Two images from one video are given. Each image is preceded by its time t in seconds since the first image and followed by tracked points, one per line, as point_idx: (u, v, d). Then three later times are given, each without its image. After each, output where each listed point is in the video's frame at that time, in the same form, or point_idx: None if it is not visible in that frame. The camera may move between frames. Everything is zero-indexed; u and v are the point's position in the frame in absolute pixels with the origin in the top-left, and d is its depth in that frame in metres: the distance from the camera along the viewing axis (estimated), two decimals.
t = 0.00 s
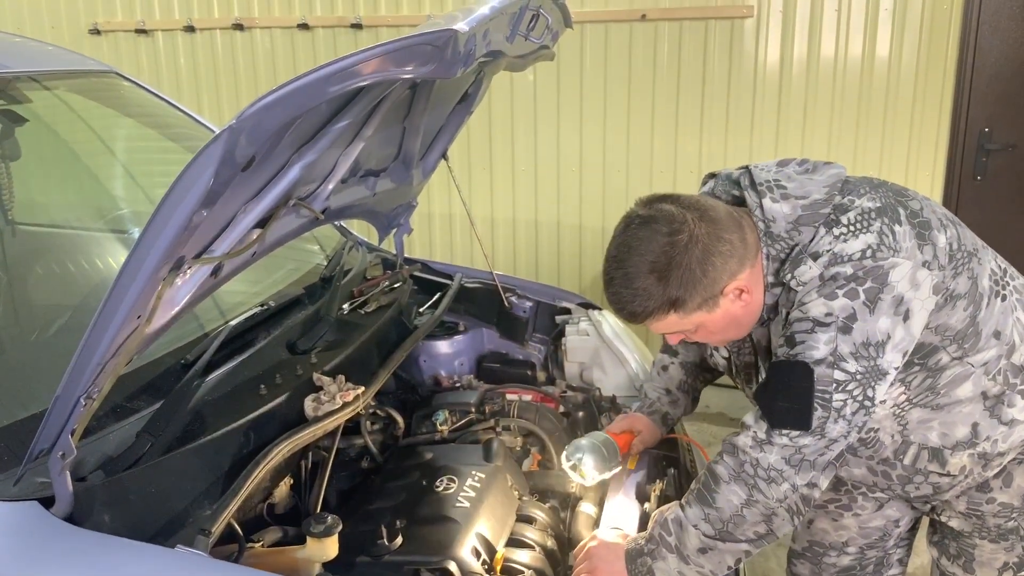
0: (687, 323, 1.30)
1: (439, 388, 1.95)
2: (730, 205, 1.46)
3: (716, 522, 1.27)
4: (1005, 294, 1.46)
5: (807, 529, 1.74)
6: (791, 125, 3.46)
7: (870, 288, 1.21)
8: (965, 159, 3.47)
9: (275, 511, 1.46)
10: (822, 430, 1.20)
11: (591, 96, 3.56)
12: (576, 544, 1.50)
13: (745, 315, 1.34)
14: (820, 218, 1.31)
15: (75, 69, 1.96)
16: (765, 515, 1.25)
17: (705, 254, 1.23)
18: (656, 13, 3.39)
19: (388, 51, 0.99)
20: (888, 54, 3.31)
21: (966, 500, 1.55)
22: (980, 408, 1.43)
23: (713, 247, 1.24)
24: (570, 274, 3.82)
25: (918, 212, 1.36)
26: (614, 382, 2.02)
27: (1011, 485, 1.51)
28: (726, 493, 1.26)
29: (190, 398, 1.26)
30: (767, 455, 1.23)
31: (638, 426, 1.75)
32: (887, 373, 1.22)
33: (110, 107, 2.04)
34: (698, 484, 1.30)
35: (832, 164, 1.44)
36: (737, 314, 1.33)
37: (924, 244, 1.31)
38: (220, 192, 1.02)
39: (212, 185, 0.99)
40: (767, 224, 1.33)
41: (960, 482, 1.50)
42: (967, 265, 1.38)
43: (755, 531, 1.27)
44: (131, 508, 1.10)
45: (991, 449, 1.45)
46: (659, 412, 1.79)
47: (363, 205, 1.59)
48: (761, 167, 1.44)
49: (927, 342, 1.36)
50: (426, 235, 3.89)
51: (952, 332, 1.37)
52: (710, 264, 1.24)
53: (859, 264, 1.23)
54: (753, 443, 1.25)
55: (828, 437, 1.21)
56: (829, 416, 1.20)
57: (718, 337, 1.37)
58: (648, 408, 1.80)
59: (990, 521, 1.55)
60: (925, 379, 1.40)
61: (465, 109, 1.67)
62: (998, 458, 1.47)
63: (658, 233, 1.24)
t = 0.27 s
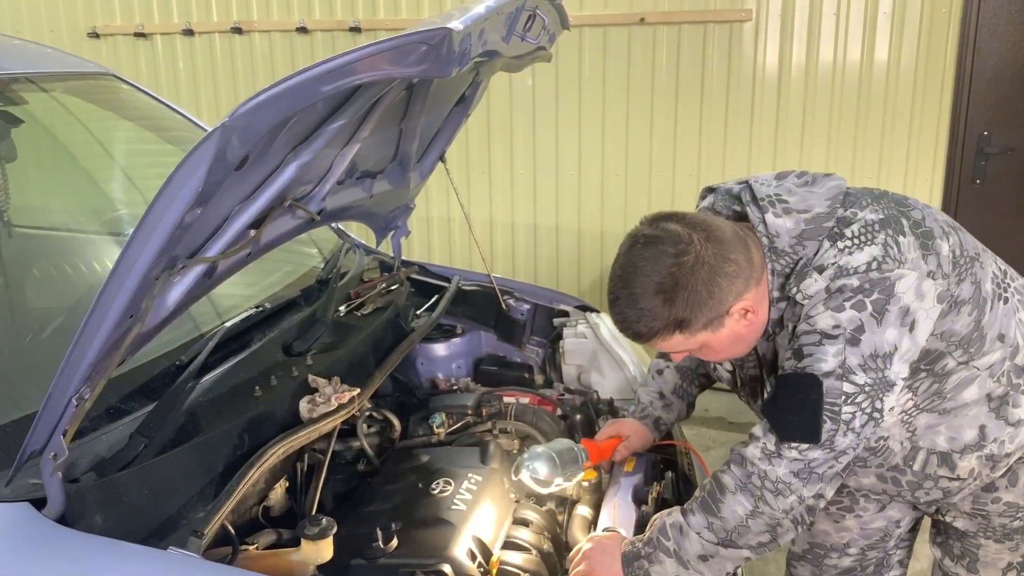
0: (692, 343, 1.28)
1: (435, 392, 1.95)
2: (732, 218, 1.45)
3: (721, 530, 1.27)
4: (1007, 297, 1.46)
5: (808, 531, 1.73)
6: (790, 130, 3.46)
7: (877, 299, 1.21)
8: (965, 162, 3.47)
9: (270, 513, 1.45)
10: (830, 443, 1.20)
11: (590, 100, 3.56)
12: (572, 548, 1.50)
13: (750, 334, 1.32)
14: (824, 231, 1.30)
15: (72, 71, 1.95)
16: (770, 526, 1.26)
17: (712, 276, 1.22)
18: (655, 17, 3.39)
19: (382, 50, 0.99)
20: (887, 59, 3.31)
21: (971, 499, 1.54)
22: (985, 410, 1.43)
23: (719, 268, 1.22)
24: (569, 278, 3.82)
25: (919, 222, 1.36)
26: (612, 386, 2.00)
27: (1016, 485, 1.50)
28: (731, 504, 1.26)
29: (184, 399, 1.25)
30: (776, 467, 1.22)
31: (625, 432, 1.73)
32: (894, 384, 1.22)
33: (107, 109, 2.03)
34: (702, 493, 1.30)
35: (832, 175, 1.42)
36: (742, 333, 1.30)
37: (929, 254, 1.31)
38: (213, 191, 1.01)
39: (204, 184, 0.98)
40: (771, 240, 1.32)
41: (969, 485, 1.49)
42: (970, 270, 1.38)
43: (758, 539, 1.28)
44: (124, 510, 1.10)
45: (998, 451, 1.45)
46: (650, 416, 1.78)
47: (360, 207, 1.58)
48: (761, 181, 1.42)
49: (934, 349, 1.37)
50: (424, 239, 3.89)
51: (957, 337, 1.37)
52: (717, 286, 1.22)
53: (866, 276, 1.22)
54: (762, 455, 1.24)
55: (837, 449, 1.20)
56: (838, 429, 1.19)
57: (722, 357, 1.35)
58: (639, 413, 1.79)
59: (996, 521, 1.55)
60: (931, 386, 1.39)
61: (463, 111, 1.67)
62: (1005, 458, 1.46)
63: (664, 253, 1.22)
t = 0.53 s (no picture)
0: (699, 378, 1.26)
1: (434, 391, 1.93)
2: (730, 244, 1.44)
3: (727, 547, 1.28)
4: (1003, 306, 1.46)
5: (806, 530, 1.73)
6: (791, 132, 3.45)
7: (885, 319, 1.20)
8: (965, 163, 3.45)
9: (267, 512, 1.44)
10: (844, 466, 1.20)
11: (590, 101, 3.56)
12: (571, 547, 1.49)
13: (755, 365, 1.31)
14: (826, 254, 1.29)
15: (72, 70, 1.95)
16: (778, 545, 1.27)
17: (721, 315, 1.20)
18: (655, 17, 3.38)
19: (379, 47, 0.98)
20: (887, 60, 3.31)
21: (977, 494, 1.54)
22: (986, 411, 1.43)
23: (728, 306, 1.21)
24: (569, 279, 3.81)
25: (921, 239, 1.34)
26: (611, 386, 2.01)
27: (1019, 481, 1.50)
28: (740, 523, 1.27)
29: (180, 398, 1.25)
30: (790, 493, 1.23)
31: (633, 433, 1.71)
32: (904, 403, 1.21)
33: (107, 108, 2.03)
34: (710, 507, 1.31)
35: (826, 194, 1.42)
36: (748, 365, 1.29)
37: (933, 271, 1.29)
38: (208, 187, 1.01)
39: (199, 180, 0.98)
40: (774, 266, 1.31)
41: (973, 485, 1.49)
42: (969, 284, 1.36)
43: (764, 557, 1.30)
44: (119, 509, 1.09)
45: (1001, 451, 1.45)
46: (654, 419, 1.76)
47: (359, 206, 1.57)
48: (755, 206, 1.41)
49: (936, 364, 1.37)
50: (423, 239, 3.88)
51: (957, 351, 1.37)
52: (726, 325, 1.21)
53: (872, 295, 1.22)
54: (777, 479, 1.24)
55: (851, 472, 1.20)
56: (852, 452, 1.19)
57: (727, 388, 1.34)
58: (643, 415, 1.77)
59: (999, 518, 1.56)
60: (932, 397, 1.40)
61: (461, 109, 1.66)
62: (1008, 456, 1.47)
63: (673, 290, 1.19)
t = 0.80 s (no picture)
0: (694, 388, 1.26)
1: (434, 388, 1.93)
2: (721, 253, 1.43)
3: (729, 552, 1.28)
4: (994, 304, 1.46)
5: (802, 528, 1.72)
6: (792, 131, 3.45)
7: (883, 322, 1.19)
8: (966, 163, 3.45)
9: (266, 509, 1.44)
10: (848, 473, 1.19)
11: (590, 99, 3.55)
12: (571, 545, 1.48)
13: (751, 374, 1.30)
14: (820, 260, 1.28)
15: (71, 66, 1.94)
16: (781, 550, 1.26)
17: (717, 325, 1.19)
18: (656, 15, 3.37)
19: (378, 40, 0.98)
20: (888, 58, 3.31)
21: (972, 491, 1.58)
22: (979, 409, 1.45)
23: (725, 316, 1.20)
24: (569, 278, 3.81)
25: (913, 240, 1.33)
26: (609, 385, 2.06)
27: (1011, 475, 1.55)
28: (742, 529, 1.26)
29: (178, 395, 1.24)
30: (793, 502, 1.22)
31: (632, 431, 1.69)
32: (904, 407, 1.21)
33: (106, 105, 2.03)
34: (712, 510, 1.30)
35: (816, 201, 1.42)
36: (743, 374, 1.29)
37: (925, 271, 1.30)
38: (207, 182, 1.00)
39: (198, 175, 0.97)
40: (768, 274, 1.30)
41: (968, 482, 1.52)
42: (962, 284, 1.36)
43: (766, 562, 1.30)
44: (117, 506, 1.09)
45: (996, 447, 1.48)
46: (654, 416, 1.74)
47: (359, 203, 1.57)
48: (746, 214, 1.41)
49: (932, 364, 1.37)
50: (424, 237, 3.88)
51: (952, 351, 1.37)
52: (722, 334, 1.20)
53: (869, 298, 1.21)
54: (780, 488, 1.23)
55: (854, 478, 1.20)
56: (855, 458, 1.18)
57: (722, 398, 1.33)
58: (643, 412, 1.75)
59: (995, 512, 1.59)
60: (928, 396, 1.41)
61: (461, 106, 1.65)
62: (1002, 452, 1.50)
63: (669, 300, 1.19)
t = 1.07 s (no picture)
0: (673, 361, 1.25)
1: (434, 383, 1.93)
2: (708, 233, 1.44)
3: (726, 542, 1.25)
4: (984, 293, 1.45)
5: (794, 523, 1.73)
6: (793, 126, 3.44)
7: (869, 305, 1.19)
8: (968, 160, 3.46)
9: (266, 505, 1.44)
10: (840, 458, 1.18)
11: (592, 93, 3.54)
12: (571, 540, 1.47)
13: (731, 350, 1.29)
14: (806, 241, 1.28)
15: (71, 59, 1.93)
16: (777, 539, 1.24)
17: (698, 294, 1.19)
18: (658, 10, 3.36)
19: (378, 32, 0.97)
20: (890, 54, 3.30)
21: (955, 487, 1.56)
22: (965, 404, 1.43)
23: (706, 286, 1.20)
24: (569, 272, 3.80)
25: (901, 222, 1.33)
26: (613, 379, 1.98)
27: (997, 471, 1.53)
28: (737, 519, 1.23)
29: (178, 389, 1.24)
30: (786, 489, 1.20)
31: (625, 423, 1.72)
32: (893, 389, 1.20)
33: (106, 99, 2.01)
34: (707, 502, 1.27)
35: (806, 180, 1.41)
36: (723, 350, 1.28)
37: (913, 253, 1.29)
38: (206, 174, 1.00)
39: (197, 167, 0.96)
40: (753, 254, 1.30)
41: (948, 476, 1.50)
42: (950, 270, 1.36)
43: (764, 552, 1.27)
44: (116, 500, 1.08)
45: (980, 442, 1.46)
46: (651, 409, 1.76)
47: (359, 197, 1.56)
48: (733, 193, 1.41)
49: (918, 350, 1.37)
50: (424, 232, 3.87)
51: (937, 337, 1.36)
52: (703, 305, 1.19)
53: (855, 281, 1.20)
54: (773, 475, 1.21)
55: (847, 463, 1.18)
56: (847, 442, 1.17)
57: (703, 375, 1.33)
58: (640, 406, 1.77)
59: (980, 509, 1.57)
60: (914, 386, 1.40)
61: (463, 100, 1.65)
62: (986, 447, 1.48)
63: (650, 268, 1.19)
